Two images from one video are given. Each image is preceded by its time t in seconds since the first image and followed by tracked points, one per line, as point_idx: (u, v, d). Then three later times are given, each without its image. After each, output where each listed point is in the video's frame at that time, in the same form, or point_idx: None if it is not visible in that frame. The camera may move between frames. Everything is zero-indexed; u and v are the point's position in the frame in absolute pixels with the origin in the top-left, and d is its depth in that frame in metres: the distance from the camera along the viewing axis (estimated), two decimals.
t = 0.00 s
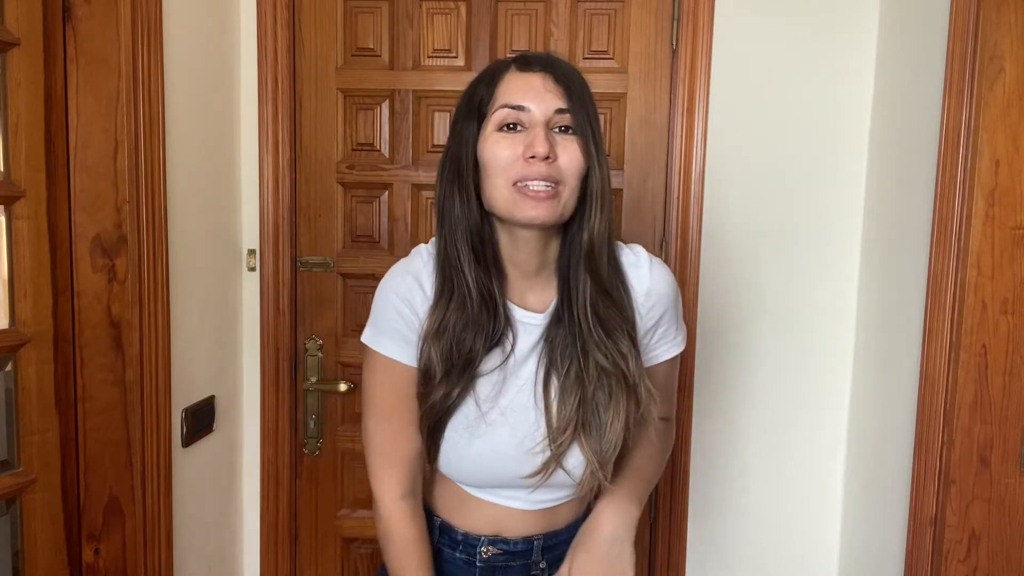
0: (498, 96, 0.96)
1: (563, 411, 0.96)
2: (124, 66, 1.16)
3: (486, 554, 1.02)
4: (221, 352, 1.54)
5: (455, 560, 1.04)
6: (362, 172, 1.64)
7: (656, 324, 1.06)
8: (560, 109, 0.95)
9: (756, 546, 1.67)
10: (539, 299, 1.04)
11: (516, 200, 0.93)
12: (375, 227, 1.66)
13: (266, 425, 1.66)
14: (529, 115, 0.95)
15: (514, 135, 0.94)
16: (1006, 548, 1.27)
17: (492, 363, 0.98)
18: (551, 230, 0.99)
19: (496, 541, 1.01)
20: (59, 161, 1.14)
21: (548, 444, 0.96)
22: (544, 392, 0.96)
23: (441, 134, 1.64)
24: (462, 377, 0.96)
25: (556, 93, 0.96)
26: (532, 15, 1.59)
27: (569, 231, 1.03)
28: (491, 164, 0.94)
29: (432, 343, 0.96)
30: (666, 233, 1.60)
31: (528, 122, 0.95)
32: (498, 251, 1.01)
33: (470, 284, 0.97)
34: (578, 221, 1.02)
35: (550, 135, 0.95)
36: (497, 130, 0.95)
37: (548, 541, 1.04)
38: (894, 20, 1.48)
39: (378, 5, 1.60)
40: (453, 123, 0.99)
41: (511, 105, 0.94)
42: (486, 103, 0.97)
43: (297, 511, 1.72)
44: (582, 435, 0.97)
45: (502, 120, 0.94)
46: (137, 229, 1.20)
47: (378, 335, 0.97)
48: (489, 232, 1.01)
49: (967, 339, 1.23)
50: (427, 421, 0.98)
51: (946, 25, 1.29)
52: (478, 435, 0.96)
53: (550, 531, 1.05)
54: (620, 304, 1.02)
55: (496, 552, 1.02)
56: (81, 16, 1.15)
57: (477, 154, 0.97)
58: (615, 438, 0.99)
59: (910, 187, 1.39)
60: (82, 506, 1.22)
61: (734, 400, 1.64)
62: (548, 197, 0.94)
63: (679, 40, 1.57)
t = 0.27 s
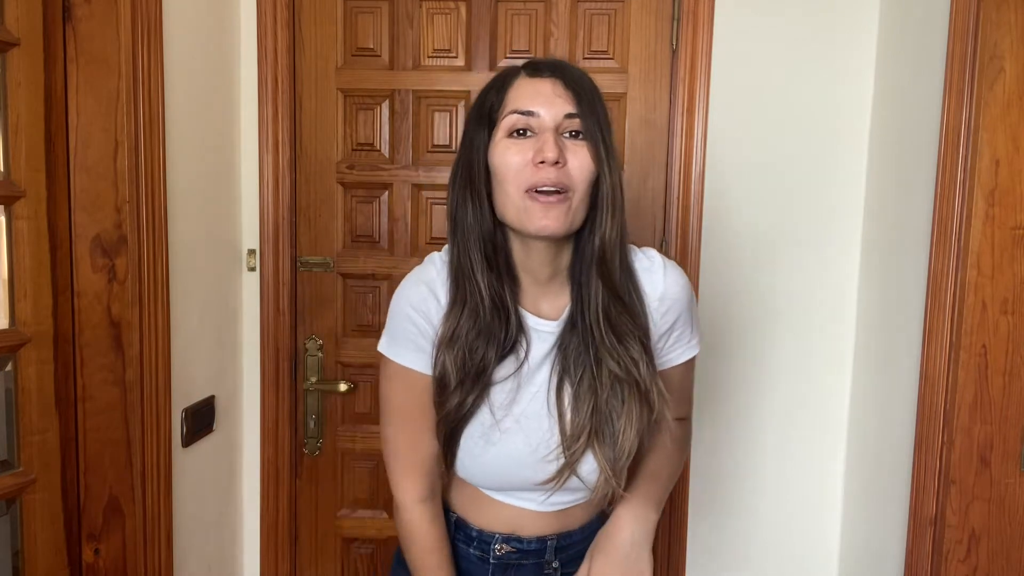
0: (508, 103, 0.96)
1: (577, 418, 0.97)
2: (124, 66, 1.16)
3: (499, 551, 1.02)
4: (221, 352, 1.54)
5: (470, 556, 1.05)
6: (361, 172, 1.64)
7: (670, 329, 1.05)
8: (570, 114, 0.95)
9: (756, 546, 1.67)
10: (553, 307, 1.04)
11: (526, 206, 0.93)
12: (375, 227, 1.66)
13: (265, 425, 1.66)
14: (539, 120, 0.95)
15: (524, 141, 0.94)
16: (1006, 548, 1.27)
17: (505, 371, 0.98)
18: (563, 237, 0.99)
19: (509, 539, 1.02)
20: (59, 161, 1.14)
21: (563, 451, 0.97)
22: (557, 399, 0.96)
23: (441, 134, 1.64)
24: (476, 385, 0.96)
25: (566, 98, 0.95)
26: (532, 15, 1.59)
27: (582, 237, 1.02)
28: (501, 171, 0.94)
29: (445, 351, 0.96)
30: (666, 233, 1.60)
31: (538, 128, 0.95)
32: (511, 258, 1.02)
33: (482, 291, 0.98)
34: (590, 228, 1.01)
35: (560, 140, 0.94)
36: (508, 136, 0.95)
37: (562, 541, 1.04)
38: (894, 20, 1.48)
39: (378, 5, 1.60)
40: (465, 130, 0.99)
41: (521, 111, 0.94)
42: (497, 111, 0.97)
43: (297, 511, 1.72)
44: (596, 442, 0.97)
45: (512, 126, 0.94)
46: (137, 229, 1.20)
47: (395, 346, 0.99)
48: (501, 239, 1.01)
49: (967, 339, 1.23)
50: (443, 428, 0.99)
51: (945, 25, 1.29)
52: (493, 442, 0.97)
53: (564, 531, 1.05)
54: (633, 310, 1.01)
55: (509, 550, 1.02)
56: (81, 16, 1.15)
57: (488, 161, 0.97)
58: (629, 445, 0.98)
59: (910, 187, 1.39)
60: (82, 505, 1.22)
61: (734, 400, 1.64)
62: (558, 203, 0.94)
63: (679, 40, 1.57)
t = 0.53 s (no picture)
0: (515, 87, 0.98)
1: (575, 393, 0.96)
2: (124, 66, 1.16)
3: (502, 543, 1.00)
4: (221, 352, 1.54)
5: (471, 545, 1.03)
6: (361, 172, 1.64)
7: (674, 313, 1.02)
8: (573, 101, 0.96)
9: (757, 546, 1.67)
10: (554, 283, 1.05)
11: (526, 189, 0.96)
12: (375, 227, 1.66)
13: (266, 425, 1.66)
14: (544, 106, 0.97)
15: (528, 126, 0.97)
16: (1006, 548, 1.27)
17: (505, 344, 1.00)
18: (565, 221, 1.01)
19: (513, 531, 1.00)
20: (59, 161, 1.14)
21: (558, 425, 0.96)
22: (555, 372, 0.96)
23: (441, 134, 1.64)
24: (475, 355, 0.98)
25: (572, 85, 0.97)
26: (532, 15, 1.59)
27: (585, 221, 1.03)
28: (505, 154, 0.98)
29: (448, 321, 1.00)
30: (666, 233, 1.60)
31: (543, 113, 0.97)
32: (517, 239, 1.04)
33: (489, 268, 1.02)
34: (594, 212, 1.02)
35: (563, 126, 0.96)
36: (513, 121, 0.98)
37: (567, 540, 1.00)
38: (894, 20, 1.48)
39: (378, 5, 1.60)
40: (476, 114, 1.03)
41: (526, 97, 0.96)
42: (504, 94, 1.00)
43: (297, 511, 1.72)
44: (594, 419, 0.96)
45: (518, 112, 0.97)
46: (137, 229, 1.19)
47: (393, 311, 1.04)
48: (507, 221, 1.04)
49: (967, 339, 1.23)
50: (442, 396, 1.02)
51: (945, 25, 1.29)
52: (488, 412, 0.98)
53: (569, 530, 1.01)
54: (637, 294, 1.02)
55: (512, 543, 1.00)
56: (81, 16, 1.15)
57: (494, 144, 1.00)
58: (626, 424, 0.97)
59: (910, 186, 1.39)
60: (82, 505, 1.22)
61: (734, 400, 1.64)
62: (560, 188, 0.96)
63: (679, 40, 1.57)
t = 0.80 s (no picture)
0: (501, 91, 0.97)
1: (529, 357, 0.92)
2: (124, 66, 1.16)
3: (466, 541, 0.97)
4: (221, 352, 1.54)
5: (435, 546, 0.99)
6: (361, 172, 1.63)
7: (642, 299, 0.97)
8: (552, 109, 0.93)
9: (757, 546, 1.67)
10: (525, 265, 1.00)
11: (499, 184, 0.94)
12: (375, 227, 1.66)
13: (266, 425, 1.66)
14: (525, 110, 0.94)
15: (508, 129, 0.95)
16: (1006, 548, 1.27)
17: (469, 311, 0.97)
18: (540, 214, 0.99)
19: (477, 529, 0.97)
20: (59, 161, 1.15)
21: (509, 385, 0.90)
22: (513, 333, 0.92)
23: (441, 134, 1.64)
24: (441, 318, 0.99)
25: (554, 91, 0.94)
26: (532, 15, 1.59)
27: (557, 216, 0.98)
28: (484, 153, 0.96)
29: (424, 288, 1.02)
30: (666, 233, 1.60)
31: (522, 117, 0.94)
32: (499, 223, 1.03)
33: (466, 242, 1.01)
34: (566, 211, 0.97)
35: (539, 131, 0.93)
36: (495, 123, 0.96)
37: (533, 538, 0.98)
38: (895, 20, 1.48)
39: (378, 5, 1.60)
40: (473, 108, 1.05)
41: (507, 100, 0.95)
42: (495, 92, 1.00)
43: (297, 511, 1.71)
44: (547, 384, 0.89)
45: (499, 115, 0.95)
46: (137, 229, 1.19)
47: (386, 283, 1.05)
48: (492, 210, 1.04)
49: (967, 339, 1.23)
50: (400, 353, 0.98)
51: (945, 25, 1.29)
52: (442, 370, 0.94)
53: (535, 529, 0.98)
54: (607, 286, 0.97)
55: (476, 542, 0.97)
56: (81, 16, 1.15)
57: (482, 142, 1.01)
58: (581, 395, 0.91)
59: (910, 186, 1.39)
60: (82, 505, 1.23)
61: (734, 400, 1.64)
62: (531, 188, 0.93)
63: (679, 40, 1.57)
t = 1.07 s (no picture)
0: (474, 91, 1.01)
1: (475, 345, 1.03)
2: (124, 66, 1.16)
3: (407, 547, 1.03)
4: (222, 351, 1.54)
5: (380, 554, 1.06)
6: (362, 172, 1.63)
7: (584, 292, 1.06)
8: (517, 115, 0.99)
9: (756, 546, 1.67)
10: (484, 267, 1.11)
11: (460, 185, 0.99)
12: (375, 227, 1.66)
13: (266, 424, 1.66)
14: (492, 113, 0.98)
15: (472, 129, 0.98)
16: (1006, 549, 1.27)
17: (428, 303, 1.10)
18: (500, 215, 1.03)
19: (417, 534, 1.03)
20: (59, 161, 1.15)
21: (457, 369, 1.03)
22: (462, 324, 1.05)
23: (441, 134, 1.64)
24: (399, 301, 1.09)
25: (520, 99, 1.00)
26: (532, 15, 1.59)
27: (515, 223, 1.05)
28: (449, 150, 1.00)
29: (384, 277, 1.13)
30: (666, 233, 1.60)
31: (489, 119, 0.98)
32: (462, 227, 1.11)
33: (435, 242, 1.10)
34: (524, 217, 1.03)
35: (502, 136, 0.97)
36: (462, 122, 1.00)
37: (471, 539, 1.03)
38: (895, 20, 1.48)
39: (378, 5, 1.60)
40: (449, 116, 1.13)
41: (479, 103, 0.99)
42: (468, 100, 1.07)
43: (297, 511, 1.71)
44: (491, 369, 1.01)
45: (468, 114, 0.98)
46: (137, 229, 1.19)
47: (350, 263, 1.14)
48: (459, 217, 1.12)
49: (967, 339, 1.23)
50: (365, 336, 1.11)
51: (945, 25, 1.29)
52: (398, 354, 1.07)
53: (473, 529, 1.04)
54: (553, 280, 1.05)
55: (416, 547, 1.03)
56: (81, 16, 1.15)
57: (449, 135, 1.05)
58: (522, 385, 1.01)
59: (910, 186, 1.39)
60: (82, 505, 1.23)
61: (734, 400, 1.64)
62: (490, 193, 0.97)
63: (679, 40, 1.57)
